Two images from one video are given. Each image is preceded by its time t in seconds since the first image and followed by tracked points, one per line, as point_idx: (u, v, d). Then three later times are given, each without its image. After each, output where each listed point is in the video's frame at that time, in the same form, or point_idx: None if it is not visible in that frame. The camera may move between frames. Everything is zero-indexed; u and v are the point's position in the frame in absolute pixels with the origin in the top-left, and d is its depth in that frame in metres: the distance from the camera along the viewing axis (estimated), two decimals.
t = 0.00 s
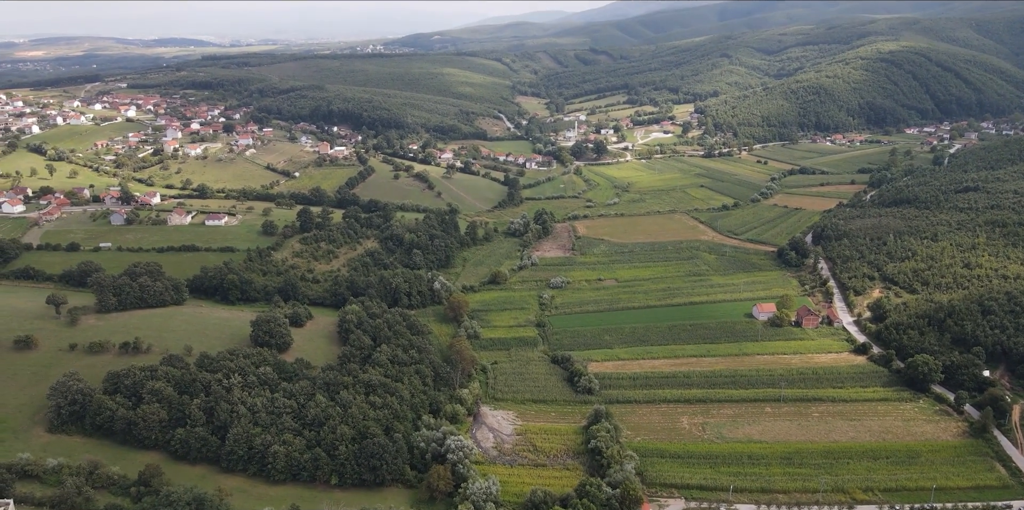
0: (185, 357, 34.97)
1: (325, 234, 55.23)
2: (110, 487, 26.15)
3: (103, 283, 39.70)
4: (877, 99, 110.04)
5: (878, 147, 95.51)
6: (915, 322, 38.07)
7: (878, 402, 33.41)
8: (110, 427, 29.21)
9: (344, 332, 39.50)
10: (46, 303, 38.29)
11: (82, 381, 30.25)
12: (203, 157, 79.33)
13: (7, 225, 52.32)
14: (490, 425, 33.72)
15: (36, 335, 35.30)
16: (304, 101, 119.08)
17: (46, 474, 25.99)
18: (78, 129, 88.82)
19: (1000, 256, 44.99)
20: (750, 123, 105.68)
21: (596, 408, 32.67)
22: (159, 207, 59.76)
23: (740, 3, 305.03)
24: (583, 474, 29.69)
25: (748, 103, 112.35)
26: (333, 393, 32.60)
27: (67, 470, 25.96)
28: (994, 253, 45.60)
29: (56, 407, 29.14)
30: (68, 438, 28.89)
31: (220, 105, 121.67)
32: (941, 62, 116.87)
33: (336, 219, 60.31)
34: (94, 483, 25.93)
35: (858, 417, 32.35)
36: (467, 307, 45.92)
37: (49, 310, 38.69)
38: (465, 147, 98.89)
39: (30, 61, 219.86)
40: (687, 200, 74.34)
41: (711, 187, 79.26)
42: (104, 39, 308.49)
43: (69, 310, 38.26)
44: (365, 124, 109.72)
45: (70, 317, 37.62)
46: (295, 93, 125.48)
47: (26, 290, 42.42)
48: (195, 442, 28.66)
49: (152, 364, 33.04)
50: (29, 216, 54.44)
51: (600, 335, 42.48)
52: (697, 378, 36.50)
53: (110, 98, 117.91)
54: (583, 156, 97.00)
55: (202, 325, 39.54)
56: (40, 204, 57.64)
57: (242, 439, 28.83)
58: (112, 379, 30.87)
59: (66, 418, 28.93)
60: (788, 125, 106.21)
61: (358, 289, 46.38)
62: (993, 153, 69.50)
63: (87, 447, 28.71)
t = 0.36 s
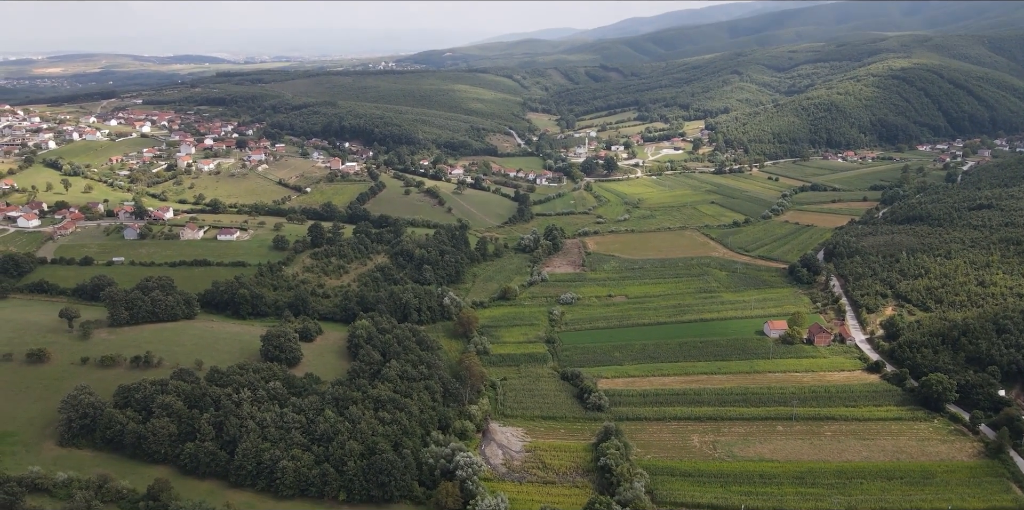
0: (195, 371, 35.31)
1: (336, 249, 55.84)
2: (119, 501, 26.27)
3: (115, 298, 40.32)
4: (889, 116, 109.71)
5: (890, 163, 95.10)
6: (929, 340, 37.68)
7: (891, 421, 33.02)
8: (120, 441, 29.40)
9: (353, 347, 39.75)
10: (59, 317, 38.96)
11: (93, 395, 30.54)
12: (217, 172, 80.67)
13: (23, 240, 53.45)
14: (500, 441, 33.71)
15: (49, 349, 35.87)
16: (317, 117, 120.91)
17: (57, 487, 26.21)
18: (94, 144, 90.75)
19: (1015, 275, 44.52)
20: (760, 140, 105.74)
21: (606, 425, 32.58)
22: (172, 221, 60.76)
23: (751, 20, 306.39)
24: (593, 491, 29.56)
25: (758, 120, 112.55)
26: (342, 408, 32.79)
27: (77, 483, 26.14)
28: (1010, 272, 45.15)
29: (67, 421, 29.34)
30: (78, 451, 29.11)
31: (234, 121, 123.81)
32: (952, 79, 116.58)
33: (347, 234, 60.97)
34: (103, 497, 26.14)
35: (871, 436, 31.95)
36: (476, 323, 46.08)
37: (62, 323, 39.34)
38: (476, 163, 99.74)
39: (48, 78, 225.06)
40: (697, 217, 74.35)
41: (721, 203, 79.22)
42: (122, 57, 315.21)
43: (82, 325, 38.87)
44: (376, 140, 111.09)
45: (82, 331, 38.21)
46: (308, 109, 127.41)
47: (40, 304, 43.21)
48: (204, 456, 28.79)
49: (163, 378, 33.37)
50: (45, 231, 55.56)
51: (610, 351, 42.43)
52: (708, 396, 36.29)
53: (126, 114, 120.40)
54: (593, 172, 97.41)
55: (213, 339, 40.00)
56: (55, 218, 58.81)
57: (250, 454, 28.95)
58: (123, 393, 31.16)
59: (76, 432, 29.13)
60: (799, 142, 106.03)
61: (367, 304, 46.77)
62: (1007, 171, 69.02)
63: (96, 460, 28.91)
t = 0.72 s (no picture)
0: (197, 387, 35.27)
1: (338, 264, 56.01)
2: None
3: (117, 313, 40.47)
4: (891, 132, 110.20)
5: (892, 180, 95.31)
6: (933, 357, 37.50)
7: (895, 439, 32.78)
8: (120, 457, 29.23)
9: (355, 363, 39.71)
10: (61, 333, 39.10)
11: (94, 411, 30.49)
12: (220, 188, 81.31)
13: (27, 255, 53.83)
14: (502, 458, 33.52)
15: (50, 364, 35.92)
16: (321, 134, 121.99)
17: (56, 505, 26.00)
18: (98, 161, 91.64)
19: (1019, 292, 44.42)
20: (762, 157, 106.23)
21: (609, 442, 32.40)
22: (175, 237, 61.21)
23: (752, 38, 309.21)
24: None
25: (759, 138, 113.21)
26: (343, 425, 32.69)
27: (77, 500, 25.95)
28: (1013, 289, 45.04)
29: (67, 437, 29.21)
30: (78, 468, 28.95)
31: (238, 137, 125.00)
32: (953, 96, 117.28)
33: (350, 250, 61.19)
34: None
35: (875, 455, 31.69)
36: (478, 339, 46.01)
37: (64, 339, 39.46)
38: (479, 180, 100.30)
39: (53, 95, 227.83)
40: (700, 233, 74.51)
41: (723, 219, 79.40)
42: (128, 75, 319.46)
43: (83, 341, 38.97)
44: (380, 156, 111.93)
45: (84, 347, 38.33)
46: (311, 126, 128.62)
47: (42, 320, 43.40)
48: (204, 473, 28.62)
49: (164, 394, 33.33)
50: (48, 246, 56.00)
51: (612, 368, 42.30)
52: (711, 413, 36.08)
53: (131, 131, 121.75)
54: (595, 189, 97.86)
55: (215, 355, 40.02)
56: (58, 234, 59.24)
57: (251, 471, 28.78)
58: (123, 409, 31.10)
59: (77, 448, 28.99)
60: (801, 159, 106.42)
61: (369, 320, 46.80)
62: (1008, 188, 69.13)
63: (96, 476, 28.73)
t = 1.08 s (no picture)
0: (195, 404, 35.11)
1: (338, 281, 56.10)
2: None
3: (117, 330, 40.44)
4: (889, 149, 110.85)
5: (891, 197, 95.71)
6: (934, 374, 37.38)
7: (898, 456, 32.57)
8: (118, 475, 29.00)
9: (354, 380, 39.57)
10: (60, 349, 39.02)
11: (92, 428, 30.33)
12: (221, 205, 81.69)
13: (26, 272, 53.93)
14: (502, 476, 33.30)
15: (48, 381, 35.81)
16: (322, 151, 122.77)
17: None
18: (100, 177, 92.12)
19: (1019, 308, 44.42)
20: (762, 174, 106.80)
21: (609, 459, 32.21)
22: (175, 253, 61.40)
23: (750, 55, 312.38)
24: None
25: (758, 155, 113.97)
26: (342, 442, 32.53)
27: None
28: (1013, 305, 45.07)
29: (65, 454, 29.01)
30: (75, 485, 28.70)
31: (239, 154, 125.77)
32: (950, 114, 118.21)
33: (350, 266, 61.31)
34: None
35: (878, 472, 31.44)
36: (478, 356, 45.91)
37: (63, 356, 39.41)
38: (479, 196, 100.76)
39: (55, 112, 229.78)
40: (700, 250, 74.67)
41: (723, 236, 79.59)
42: (130, 92, 322.50)
43: (82, 357, 38.88)
44: (380, 173, 112.57)
45: (83, 363, 38.24)
46: (312, 143, 129.49)
47: (41, 337, 43.36)
48: (202, 491, 28.42)
49: (163, 411, 33.18)
50: (48, 263, 56.11)
51: (613, 385, 42.15)
52: (713, 430, 35.86)
53: (132, 148, 122.55)
54: (595, 205, 98.28)
55: (214, 372, 39.95)
56: (58, 250, 59.42)
57: (249, 489, 28.57)
58: (122, 426, 30.95)
59: (74, 465, 28.77)
60: (800, 175, 106.94)
61: (369, 337, 46.76)
62: (1007, 205, 69.38)
63: (93, 494, 28.49)
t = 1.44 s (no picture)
0: (194, 421, 34.93)
1: (338, 297, 56.11)
2: None
3: (116, 346, 40.40)
4: (888, 166, 111.41)
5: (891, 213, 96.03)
6: (936, 391, 37.24)
7: (901, 474, 32.33)
8: (115, 493, 28.77)
9: (354, 397, 39.39)
10: (59, 366, 38.99)
11: (90, 445, 30.14)
12: (221, 221, 82.01)
13: (26, 288, 54.05)
14: (502, 493, 33.06)
15: (47, 398, 35.72)
16: (323, 168, 123.49)
17: None
18: (101, 194, 92.59)
19: (1020, 325, 44.37)
20: (762, 191, 107.26)
21: (611, 477, 31.96)
22: (175, 270, 61.54)
23: (749, 73, 315.33)
24: None
25: (757, 172, 114.60)
26: (341, 459, 32.35)
27: None
28: (1015, 322, 45.02)
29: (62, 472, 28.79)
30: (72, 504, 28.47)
31: (240, 171, 126.51)
32: (949, 131, 119.06)
33: (350, 283, 61.36)
34: None
35: (881, 490, 31.20)
36: (478, 373, 45.75)
37: (62, 373, 39.33)
38: (480, 213, 101.16)
39: (58, 129, 231.56)
40: (700, 266, 74.72)
41: (723, 252, 79.71)
42: (131, 109, 324.60)
43: (81, 374, 38.81)
44: (381, 189, 113.12)
45: (82, 380, 38.17)
46: (313, 160, 130.29)
47: (40, 353, 43.33)
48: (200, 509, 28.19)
49: (161, 428, 33.03)
50: (48, 279, 56.22)
51: (614, 402, 41.92)
52: (714, 447, 35.61)
53: (134, 165, 123.20)
54: (595, 222, 98.58)
55: (213, 389, 39.82)
56: (59, 266, 59.57)
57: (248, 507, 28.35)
58: (120, 443, 30.75)
59: (71, 483, 28.54)
60: (800, 192, 107.32)
61: (369, 354, 46.67)
62: (1007, 222, 69.60)
63: None
